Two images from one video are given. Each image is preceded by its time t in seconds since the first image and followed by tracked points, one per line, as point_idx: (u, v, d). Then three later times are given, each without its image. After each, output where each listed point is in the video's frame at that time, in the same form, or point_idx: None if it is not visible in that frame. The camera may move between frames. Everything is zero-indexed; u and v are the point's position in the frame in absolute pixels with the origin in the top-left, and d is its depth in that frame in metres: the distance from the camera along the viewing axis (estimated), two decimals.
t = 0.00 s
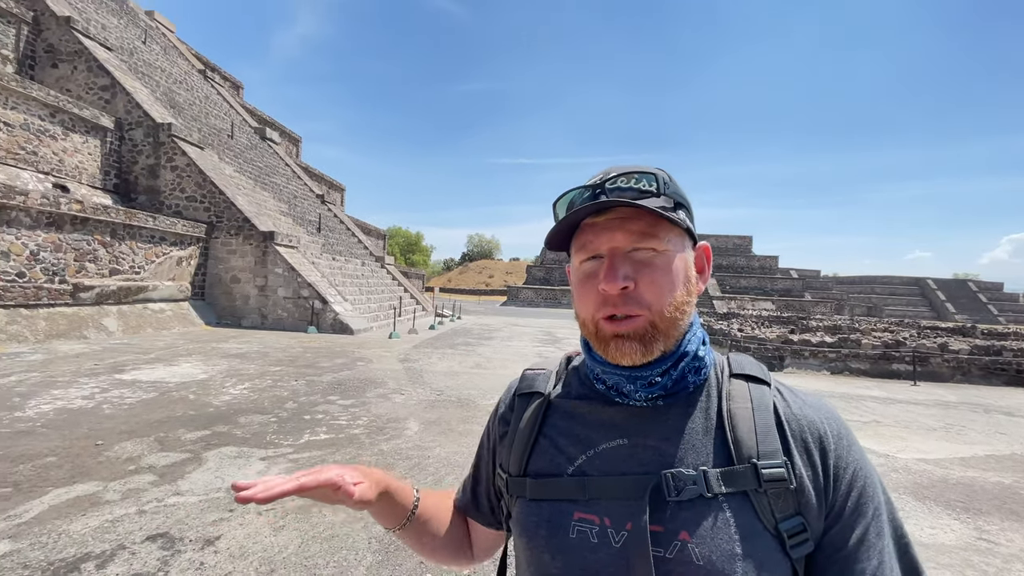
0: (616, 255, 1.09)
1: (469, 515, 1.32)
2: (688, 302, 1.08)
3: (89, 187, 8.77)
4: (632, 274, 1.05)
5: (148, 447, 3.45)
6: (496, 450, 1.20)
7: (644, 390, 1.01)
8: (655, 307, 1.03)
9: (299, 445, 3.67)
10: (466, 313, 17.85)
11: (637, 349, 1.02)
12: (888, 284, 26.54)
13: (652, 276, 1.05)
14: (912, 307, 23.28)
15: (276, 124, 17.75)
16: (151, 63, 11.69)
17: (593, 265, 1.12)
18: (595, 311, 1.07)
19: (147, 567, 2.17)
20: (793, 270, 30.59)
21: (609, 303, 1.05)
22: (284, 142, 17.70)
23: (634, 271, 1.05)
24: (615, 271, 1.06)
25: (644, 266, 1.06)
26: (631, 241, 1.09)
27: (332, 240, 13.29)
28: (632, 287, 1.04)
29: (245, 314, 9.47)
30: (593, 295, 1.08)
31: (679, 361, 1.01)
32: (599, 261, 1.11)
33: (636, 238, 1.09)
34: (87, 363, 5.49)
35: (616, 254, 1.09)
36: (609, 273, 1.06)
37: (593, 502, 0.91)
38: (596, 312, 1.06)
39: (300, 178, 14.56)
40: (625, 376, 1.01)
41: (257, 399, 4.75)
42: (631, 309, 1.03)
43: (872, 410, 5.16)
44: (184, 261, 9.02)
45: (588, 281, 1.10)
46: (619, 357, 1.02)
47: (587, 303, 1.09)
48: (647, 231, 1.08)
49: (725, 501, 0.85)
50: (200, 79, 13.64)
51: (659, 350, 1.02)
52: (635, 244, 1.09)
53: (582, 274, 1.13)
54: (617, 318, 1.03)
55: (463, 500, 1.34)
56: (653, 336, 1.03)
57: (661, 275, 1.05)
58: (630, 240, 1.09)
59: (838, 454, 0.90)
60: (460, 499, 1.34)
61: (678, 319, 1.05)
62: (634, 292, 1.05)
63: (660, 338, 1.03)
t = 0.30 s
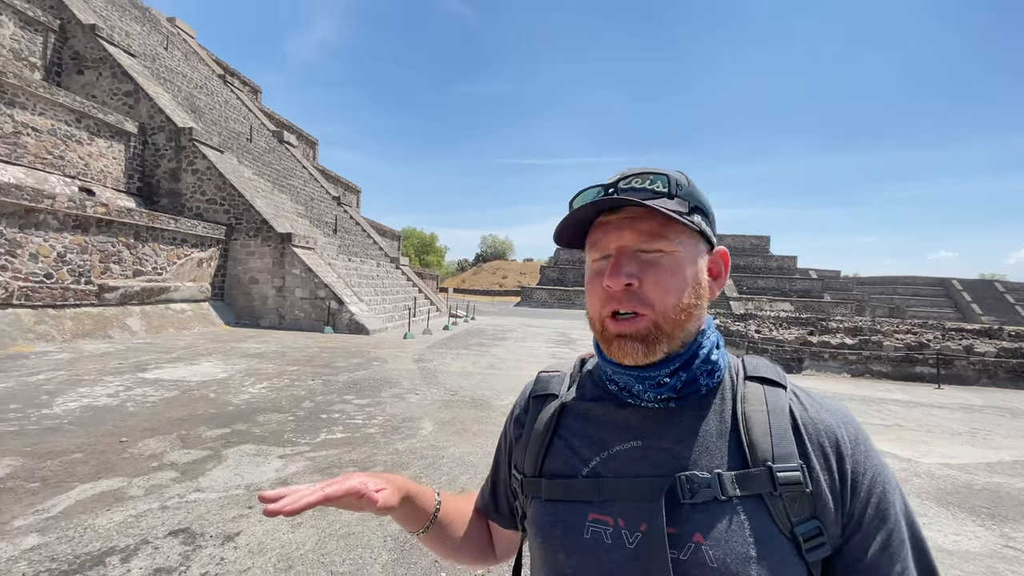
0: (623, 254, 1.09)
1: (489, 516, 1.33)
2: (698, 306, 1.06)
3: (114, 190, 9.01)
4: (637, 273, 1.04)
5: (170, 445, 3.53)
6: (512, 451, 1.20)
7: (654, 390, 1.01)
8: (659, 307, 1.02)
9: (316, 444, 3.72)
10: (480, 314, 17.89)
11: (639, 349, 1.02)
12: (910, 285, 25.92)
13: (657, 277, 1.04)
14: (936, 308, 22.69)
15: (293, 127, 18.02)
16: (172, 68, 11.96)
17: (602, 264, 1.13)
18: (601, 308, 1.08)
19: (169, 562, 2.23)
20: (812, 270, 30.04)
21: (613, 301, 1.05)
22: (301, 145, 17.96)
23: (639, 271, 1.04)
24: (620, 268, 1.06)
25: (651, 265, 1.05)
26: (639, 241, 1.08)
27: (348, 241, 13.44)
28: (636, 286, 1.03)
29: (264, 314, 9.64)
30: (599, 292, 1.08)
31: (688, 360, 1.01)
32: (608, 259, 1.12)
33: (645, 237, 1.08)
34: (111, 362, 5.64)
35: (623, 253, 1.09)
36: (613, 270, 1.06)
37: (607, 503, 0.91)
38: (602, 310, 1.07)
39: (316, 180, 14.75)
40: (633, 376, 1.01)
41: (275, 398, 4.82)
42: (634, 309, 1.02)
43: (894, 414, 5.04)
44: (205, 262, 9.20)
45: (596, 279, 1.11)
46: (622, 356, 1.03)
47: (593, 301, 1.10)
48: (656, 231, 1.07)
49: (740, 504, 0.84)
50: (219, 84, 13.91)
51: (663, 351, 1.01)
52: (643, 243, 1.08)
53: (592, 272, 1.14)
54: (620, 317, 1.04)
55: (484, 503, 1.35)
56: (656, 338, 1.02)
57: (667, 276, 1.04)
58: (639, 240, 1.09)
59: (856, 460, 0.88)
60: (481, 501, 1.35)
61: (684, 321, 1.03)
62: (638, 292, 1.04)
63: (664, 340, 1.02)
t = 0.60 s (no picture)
0: (611, 252, 1.10)
1: (486, 484, 1.33)
2: (676, 315, 1.03)
3: (137, 194, 9.24)
4: (612, 274, 1.06)
5: (191, 442, 3.61)
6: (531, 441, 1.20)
7: (639, 383, 1.05)
8: (627, 310, 1.04)
9: (332, 442, 3.78)
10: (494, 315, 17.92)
11: (607, 344, 1.07)
12: (934, 286, 25.30)
13: (630, 282, 1.04)
14: (962, 310, 22.10)
15: (310, 130, 18.29)
16: (193, 74, 12.23)
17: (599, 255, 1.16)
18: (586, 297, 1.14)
19: (191, 556, 2.28)
20: (832, 271, 29.49)
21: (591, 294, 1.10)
22: (318, 148, 18.21)
23: (614, 272, 1.05)
24: (600, 265, 1.09)
25: (628, 268, 1.05)
26: (624, 241, 1.07)
27: (363, 242, 13.58)
28: (608, 285, 1.06)
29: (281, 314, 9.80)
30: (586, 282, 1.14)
31: (665, 364, 1.03)
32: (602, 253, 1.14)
33: (630, 238, 1.06)
34: (135, 361, 5.79)
35: (611, 250, 1.10)
36: (593, 266, 1.10)
37: (620, 498, 0.91)
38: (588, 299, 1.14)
39: (333, 182, 14.94)
40: (620, 368, 1.07)
41: (292, 397, 4.90)
42: (604, 307, 1.07)
43: (917, 417, 4.93)
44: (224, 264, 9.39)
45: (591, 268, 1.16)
46: (597, 345, 1.11)
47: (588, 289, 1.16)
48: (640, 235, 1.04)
49: (752, 505, 0.84)
50: (238, 88, 14.18)
51: (630, 352, 1.05)
52: (628, 243, 1.06)
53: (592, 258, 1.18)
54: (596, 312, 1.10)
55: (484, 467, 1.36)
56: (624, 338, 1.05)
57: (641, 282, 1.03)
58: (625, 240, 1.07)
59: (874, 466, 0.87)
60: (481, 469, 1.35)
61: (654, 328, 1.03)
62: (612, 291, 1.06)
63: (631, 342, 1.05)
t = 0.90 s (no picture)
0: (630, 253, 1.10)
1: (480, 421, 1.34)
2: (694, 319, 1.02)
3: (165, 198, 9.51)
4: (629, 273, 1.06)
5: (215, 440, 3.70)
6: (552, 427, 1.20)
7: (657, 382, 1.05)
8: (643, 311, 1.04)
9: (352, 442, 3.83)
10: (511, 317, 17.92)
11: (624, 342, 1.08)
12: (966, 287, 24.48)
13: (647, 282, 1.04)
14: (996, 312, 21.33)
15: (330, 135, 18.59)
16: (218, 81, 12.54)
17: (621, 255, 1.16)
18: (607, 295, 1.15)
19: (215, 552, 2.34)
20: (858, 273, 28.77)
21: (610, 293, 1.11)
22: (338, 152, 18.50)
23: (631, 272, 1.06)
24: (618, 264, 1.10)
25: (645, 268, 1.05)
26: (643, 241, 1.07)
27: (382, 244, 13.74)
28: (624, 285, 1.07)
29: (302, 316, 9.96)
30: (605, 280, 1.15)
31: (682, 368, 1.03)
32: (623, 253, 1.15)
33: (648, 239, 1.06)
34: (162, 361, 5.96)
35: (630, 250, 1.10)
36: (612, 265, 1.10)
37: (636, 491, 0.91)
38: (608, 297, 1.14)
39: (352, 185, 15.15)
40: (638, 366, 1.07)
41: (313, 396, 4.99)
42: (621, 306, 1.08)
43: (947, 423, 4.78)
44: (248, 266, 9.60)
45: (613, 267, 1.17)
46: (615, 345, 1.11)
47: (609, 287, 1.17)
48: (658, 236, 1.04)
49: (772, 507, 0.83)
50: (261, 94, 14.49)
51: (648, 352, 1.05)
52: (646, 244, 1.06)
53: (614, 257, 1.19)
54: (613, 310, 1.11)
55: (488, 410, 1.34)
56: (639, 337, 1.06)
57: (657, 284, 1.03)
58: (643, 240, 1.07)
59: (903, 477, 0.85)
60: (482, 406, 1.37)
61: (671, 330, 1.03)
62: (629, 291, 1.07)
63: (648, 343, 1.05)
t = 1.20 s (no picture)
0: (648, 254, 1.10)
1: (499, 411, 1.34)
2: (713, 321, 1.01)
3: (193, 204, 9.79)
4: (647, 274, 1.06)
5: (240, 439, 3.79)
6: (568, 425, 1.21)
7: (674, 387, 1.04)
8: (660, 313, 1.04)
9: (372, 442, 3.88)
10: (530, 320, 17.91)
11: (641, 345, 1.08)
12: (1003, 291, 23.53)
13: (665, 283, 1.03)
14: None
15: (352, 140, 18.90)
16: (244, 90, 12.88)
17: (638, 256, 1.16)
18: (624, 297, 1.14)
19: (240, 548, 2.39)
20: (887, 275, 27.93)
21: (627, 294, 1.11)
22: (359, 157, 18.80)
23: (649, 274, 1.05)
24: (635, 266, 1.09)
25: (664, 269, 1.05)
26: (661, 242, 1.06)
27: (402, 248, 13.89)
28: (641, 285, 1.06)
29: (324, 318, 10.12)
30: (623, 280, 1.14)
31: (702, 371, 1.02)
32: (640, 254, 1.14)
33: (667, 240, 1.05)
34: (190, 362, 6.12)
35: (648, 251, 1.10)
36: (630, 266, 1.10)
37: (651, 494, 0.91)
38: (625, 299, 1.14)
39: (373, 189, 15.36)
40: (656, 368, 1.07)
41: (334, 397, 5.07)
42: (638, 307, 1.07)
43: (982, 431, 4.60)
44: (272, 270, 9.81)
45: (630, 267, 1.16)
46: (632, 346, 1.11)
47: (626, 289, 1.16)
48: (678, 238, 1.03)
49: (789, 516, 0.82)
50: (285, 101, 14.83)
51: (665, 354, 1.05)
52: (665, 245, 1.05)
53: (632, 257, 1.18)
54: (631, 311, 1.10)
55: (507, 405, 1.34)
56: (656, 339, 1.05)
57: (676, 285, 1.02)
58: (662, 241, 1.06)
59: (929, 489, 0.83)
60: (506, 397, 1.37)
61: (689, 332, 1.03)
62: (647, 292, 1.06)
63: (665, 345, 1.04)
